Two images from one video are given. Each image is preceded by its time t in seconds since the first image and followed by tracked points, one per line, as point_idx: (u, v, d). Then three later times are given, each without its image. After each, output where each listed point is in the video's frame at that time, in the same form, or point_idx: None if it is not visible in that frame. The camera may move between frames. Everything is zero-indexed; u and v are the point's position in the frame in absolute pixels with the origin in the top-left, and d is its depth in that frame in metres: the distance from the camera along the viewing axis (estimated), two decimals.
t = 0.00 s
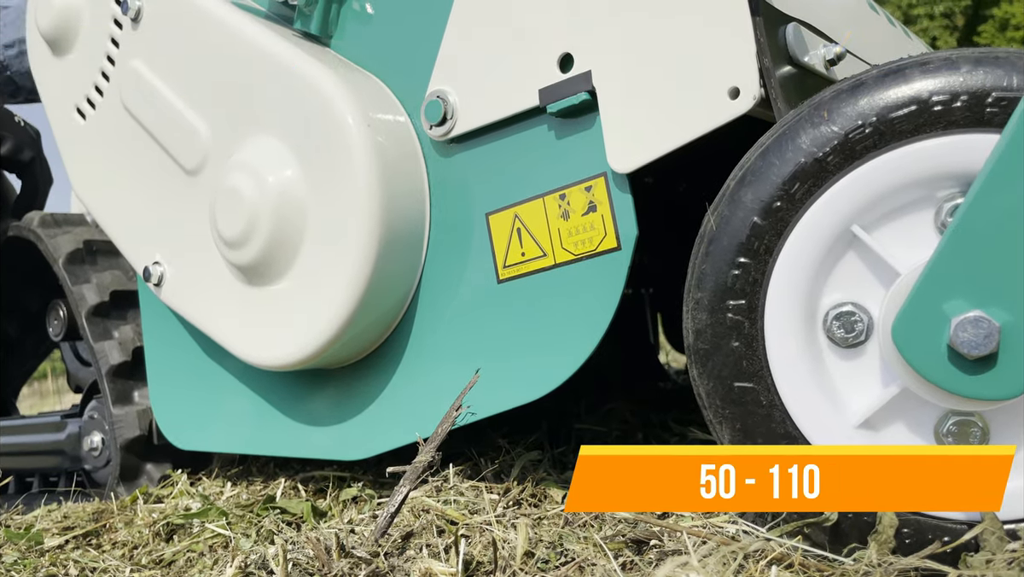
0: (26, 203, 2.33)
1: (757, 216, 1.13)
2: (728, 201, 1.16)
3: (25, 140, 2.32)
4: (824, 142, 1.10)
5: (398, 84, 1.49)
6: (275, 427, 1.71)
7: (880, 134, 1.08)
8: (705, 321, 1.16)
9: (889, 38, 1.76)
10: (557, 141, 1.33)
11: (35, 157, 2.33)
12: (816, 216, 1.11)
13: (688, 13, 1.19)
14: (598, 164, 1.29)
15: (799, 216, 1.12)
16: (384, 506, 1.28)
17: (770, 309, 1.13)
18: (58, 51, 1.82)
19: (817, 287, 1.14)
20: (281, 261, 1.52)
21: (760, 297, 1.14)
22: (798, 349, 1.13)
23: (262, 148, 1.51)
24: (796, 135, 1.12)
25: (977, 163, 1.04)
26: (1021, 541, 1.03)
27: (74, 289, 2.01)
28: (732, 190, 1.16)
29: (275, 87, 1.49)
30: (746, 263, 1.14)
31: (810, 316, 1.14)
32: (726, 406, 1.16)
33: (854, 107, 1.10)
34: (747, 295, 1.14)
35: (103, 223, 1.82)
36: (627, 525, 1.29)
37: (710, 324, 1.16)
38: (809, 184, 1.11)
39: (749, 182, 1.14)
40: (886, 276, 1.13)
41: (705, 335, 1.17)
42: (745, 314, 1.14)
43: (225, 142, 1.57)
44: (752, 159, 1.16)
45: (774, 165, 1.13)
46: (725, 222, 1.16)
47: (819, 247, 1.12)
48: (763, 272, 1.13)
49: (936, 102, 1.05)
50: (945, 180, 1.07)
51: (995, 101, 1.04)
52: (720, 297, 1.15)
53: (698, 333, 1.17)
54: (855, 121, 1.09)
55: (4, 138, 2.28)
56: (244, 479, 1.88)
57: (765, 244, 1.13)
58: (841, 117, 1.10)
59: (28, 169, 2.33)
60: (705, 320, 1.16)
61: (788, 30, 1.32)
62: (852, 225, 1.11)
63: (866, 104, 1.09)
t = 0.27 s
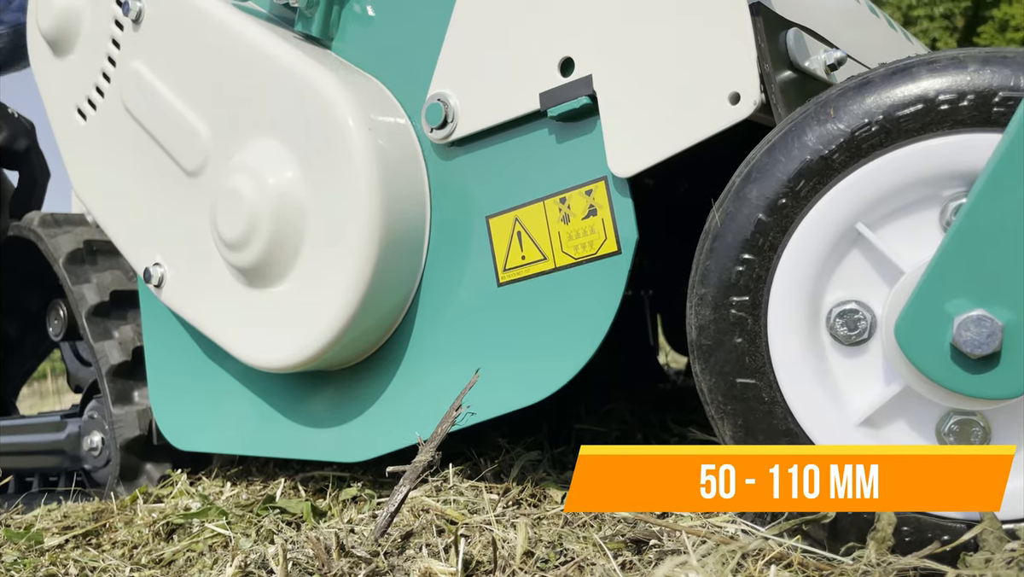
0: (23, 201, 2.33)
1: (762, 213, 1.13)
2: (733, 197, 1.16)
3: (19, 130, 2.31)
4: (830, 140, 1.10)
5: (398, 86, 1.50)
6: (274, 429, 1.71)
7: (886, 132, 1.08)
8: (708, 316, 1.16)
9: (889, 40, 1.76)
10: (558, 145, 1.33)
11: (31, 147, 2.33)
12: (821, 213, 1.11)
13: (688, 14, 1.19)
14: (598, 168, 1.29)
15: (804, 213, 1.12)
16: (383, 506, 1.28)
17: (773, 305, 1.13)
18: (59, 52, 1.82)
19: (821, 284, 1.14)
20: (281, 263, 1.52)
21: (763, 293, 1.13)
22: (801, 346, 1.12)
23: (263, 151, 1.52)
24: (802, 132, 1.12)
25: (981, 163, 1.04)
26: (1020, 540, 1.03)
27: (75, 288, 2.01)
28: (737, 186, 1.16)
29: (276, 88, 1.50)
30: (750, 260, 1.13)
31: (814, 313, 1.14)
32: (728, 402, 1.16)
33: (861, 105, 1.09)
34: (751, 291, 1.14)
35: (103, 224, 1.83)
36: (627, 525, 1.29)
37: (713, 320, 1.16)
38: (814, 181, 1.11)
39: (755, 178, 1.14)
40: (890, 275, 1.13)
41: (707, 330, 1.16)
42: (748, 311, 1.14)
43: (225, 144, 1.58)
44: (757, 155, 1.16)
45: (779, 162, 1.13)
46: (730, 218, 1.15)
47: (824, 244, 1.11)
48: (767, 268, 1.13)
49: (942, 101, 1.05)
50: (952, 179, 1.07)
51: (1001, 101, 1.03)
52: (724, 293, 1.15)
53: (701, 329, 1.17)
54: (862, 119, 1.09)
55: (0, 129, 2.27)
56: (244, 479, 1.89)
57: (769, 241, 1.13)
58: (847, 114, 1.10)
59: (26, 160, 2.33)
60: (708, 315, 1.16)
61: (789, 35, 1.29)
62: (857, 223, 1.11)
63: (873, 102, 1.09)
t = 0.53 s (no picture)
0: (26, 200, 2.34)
1: (772, 207, 1.13)
2: (743, 190, 1.16)
3: (26, 134, 2.29)
4: (842, 135, 1.10)
5: (399, 88, 1.50)
6: (275, 431, 1.71)
7: (897, 128, 1.08)
8: (715, 309, 1.16)
9: (890, 42, 1.76)
10: (560, 150, 1.33)
11: (38, 151, 2.32)
12: (830, 208, 1.11)
13: (690, 14, 1.19)
14: (600, 173, 1.29)
15: (814, 208, 1.12)
16: (385, 504, 1.29)
17: (781, 299, 1.13)
18: (61, 52, 1.83)
19: (829, 279, 1.14)
20: (282, 267, 1.53)
21: (771, 287, 1.14)
22: (807, 340, 1.13)
23: (264, 154, 1.52)
24: (814, 126, 1.12)
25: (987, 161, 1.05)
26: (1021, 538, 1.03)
27: (76, 288, 2.01)
28: (748, 180, 1.16)
29: (279, 91, 1.50)
30: (758, 253, 1.14)
31: (821, 308, 1.14)
32: (733, 395, 1.16)
33: (873, 100, 1.10)
34: (758, 284, 1.14)
35: (104, 225, 1.83)
36: (628, 524, 1.29)
37: (720, 312, 1.16)
38: (825, 176, 1.11)
39: (765, 172, 1.14)
40: (899, 271, 1.13)
41: (714, 323, 1.16)
42: (756, 304, 1.14)
43: (227, 147, 1.58)
44: (767, 150, 1.16)
45: (790, 156, 1.13)
46: (739, 212, 1.15)
47: (833, 239, 1.12)
48: (776, 262, 1.13)
49: (955, 98, 1.06)
50: (963, 176, 1.07)
51: (1014, 99, 1.04)
52: (732, 286, 1.15)
53: (708, 322, 1.17)
54: (873, 115, 1.09)
55: (7, 133, 2.25)
56: (245, 478, 1.89)
57: (778, 234, 1.13)
58: (860, 110, 1.10)
59: (32, 164, 2.32)
60: (715, 308, 1.16)
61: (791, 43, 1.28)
62: (866, 219, 1.11)
63: (885, 98, 1.09)
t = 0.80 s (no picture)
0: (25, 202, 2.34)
1: (781, 203, 1.13)
2: (754, 185, 1.16)
3: (26, 135, 2.28)
4: (853, 133, 1.10)
5: (398, 95, 1.50)
6: (274, 437, 1.71)
7: (909, 127, 1.08)
8: (721, 304, 1.16)
9: (888, 48, 1.76)
10: (560, 160, 1.33)
11: (39, 151, 2.32)
12: (840, 207, 1.11)
13: (690, 18, 1.19)
14: (599, 184, 1.29)
15: (823, 205, 1.12)
16: (383, 507, 1.29)
17: (788, 296, 1.13)
18: (61, 56, 1.83)
19: (837, 276, 1.14)
20: (282, 274, 1.53)
21: (778, 284, 1.14)
22: (813, 337, 1.12)
23: (264, 161, 1.52)
24: (826, 124, 1.12)
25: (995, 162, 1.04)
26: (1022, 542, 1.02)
27: (75, 290, 2.00)
28: (759, 176, 1.16)
29: (278, 96, 1.50)
30: (766, 249, 1.14)
31: (828, 307, 1.14)
32: (737, 390, 1.16)
33: (886, 99, 1.09)
34: (766, 281, 1.14)
35: (104, 229, 1.83)
36: (626, 527, 1.29)
37: (727, 307, 1.16)
38: (835, 173, 1.11)
39: (775, 168, 1.14)
40: (907, 269, 1.13)
41: (721, 319, 1.17)
42: (762, 300, 1.14)
43: (226, 154, 1.58)
44: (779, 146, 1.16)
45: (801, 153, 1.13)
46: (749, 208, 1.15)
47: (842, 236, 1.11)
48: (783, 258, 1.13)
49: (968, 98, 1.05)
50: (973, 177, 1.07)
51: None
52: (739, 281, 1.15)
53: (714, 317, 1.17)
54: (886, 113, 1.09)
55: (7, 136, 2.24)
56: (243, 480, 1.89)
57: (786, 231, 1.13)
58: (872, 108, 1.10)
59: (36, 163, 2.32)
60: (721, 304, 1.16)
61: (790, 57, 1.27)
62: (876, 217, 1.11)
63: (898, 96, 1.09)
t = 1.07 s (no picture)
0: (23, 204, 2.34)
1: (791, 195, 1.11)
2: (764, 178, 1.14)
3: (27, 132, 2.28)
4: (865, 126, 1.08)
5: (397, 100, 1.50)
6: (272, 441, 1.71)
7: (922, 122, 1.06)
8: (728, 295, 1.15)
9: (885, 50, 1.77)
10: (559, 168, 1.33)
11: (40, 149, 2.32)
12: (849, 201, 1.10)
13: (689, 19, 1.19)
14: (599, 193, 1.29)
15: (833, 199, 1.10)
16: (382, 508, 1.29)
17: (796, 289, 1.11)
18: (60, 59, 1.83)
19: (845, 270, 1.13)
20: (281, 279, 1.53)
21: (786, 276, 1.12)
22: (819, 330, 1.11)
23: (263, 166, 1.52)
24: (838, 117, 1.11)
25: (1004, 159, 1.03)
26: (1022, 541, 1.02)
27: (73, 292, 2.00)
28: (768, 168, 1.14)
29: (278, 101, 1.50)
30: (774, 242, 1.12)
31: (834, 301, 1.13)
32: (741, 382, 1.14)
33: (900, 93, 1.08)
34: (773, 273, 1.12)
35: (102, 233, 1.83)
36: (625, 527, 1.29)
37: (733, 298, 1.14)
38: (846, 167, 1.10)
39: (786, 161, 1.13)
40: (916, 265, 1.12)
41: (727, 310, 1.15)
42: (769, 293, 1.12)
43: (225, 159, 1.58)
44: (790, 138, 1.14)
45: (813, 146, 1.11)
46: (758, 200, 1.14)
47: (851, 230, 1.10)
48: (791, 251, 1.12)
49: (982, 94, 1.04)
50: (984, 174, 1.06)
51: None
52: (745, 272, 1.13)
53: (720, 308, 1.16)
54: (899, 107, 1.07)
55: (9, 133, 2.24)
56: (243, 482, 1.88)
57: (795, 224, 1.11)
58: (884, 102, 1.08)
59: (36, 161, 2.32)
60: (728, 295, 1.15)
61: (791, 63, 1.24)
62: (886, 212, 1.10)
63: (911, 91, 1.07)
